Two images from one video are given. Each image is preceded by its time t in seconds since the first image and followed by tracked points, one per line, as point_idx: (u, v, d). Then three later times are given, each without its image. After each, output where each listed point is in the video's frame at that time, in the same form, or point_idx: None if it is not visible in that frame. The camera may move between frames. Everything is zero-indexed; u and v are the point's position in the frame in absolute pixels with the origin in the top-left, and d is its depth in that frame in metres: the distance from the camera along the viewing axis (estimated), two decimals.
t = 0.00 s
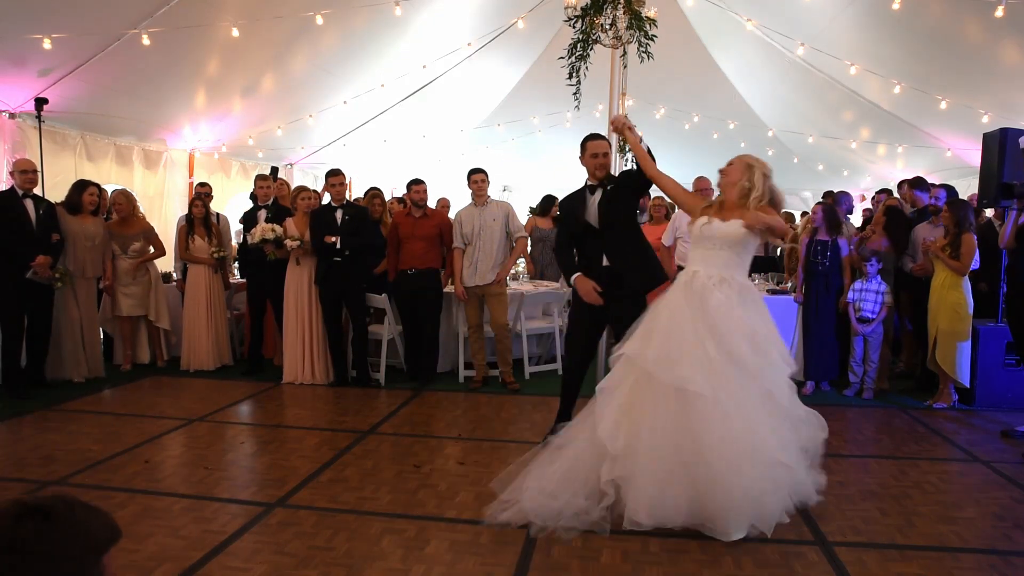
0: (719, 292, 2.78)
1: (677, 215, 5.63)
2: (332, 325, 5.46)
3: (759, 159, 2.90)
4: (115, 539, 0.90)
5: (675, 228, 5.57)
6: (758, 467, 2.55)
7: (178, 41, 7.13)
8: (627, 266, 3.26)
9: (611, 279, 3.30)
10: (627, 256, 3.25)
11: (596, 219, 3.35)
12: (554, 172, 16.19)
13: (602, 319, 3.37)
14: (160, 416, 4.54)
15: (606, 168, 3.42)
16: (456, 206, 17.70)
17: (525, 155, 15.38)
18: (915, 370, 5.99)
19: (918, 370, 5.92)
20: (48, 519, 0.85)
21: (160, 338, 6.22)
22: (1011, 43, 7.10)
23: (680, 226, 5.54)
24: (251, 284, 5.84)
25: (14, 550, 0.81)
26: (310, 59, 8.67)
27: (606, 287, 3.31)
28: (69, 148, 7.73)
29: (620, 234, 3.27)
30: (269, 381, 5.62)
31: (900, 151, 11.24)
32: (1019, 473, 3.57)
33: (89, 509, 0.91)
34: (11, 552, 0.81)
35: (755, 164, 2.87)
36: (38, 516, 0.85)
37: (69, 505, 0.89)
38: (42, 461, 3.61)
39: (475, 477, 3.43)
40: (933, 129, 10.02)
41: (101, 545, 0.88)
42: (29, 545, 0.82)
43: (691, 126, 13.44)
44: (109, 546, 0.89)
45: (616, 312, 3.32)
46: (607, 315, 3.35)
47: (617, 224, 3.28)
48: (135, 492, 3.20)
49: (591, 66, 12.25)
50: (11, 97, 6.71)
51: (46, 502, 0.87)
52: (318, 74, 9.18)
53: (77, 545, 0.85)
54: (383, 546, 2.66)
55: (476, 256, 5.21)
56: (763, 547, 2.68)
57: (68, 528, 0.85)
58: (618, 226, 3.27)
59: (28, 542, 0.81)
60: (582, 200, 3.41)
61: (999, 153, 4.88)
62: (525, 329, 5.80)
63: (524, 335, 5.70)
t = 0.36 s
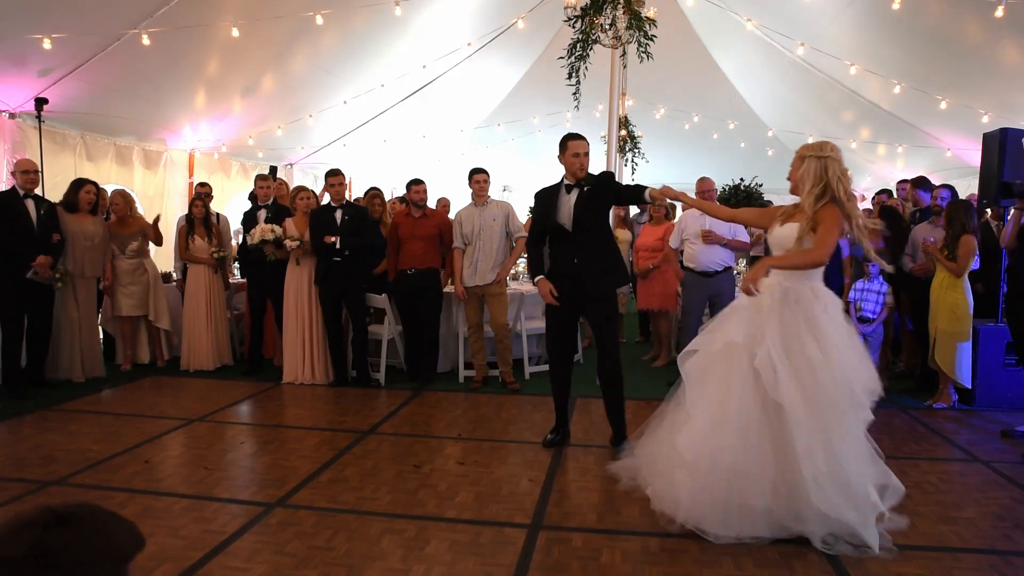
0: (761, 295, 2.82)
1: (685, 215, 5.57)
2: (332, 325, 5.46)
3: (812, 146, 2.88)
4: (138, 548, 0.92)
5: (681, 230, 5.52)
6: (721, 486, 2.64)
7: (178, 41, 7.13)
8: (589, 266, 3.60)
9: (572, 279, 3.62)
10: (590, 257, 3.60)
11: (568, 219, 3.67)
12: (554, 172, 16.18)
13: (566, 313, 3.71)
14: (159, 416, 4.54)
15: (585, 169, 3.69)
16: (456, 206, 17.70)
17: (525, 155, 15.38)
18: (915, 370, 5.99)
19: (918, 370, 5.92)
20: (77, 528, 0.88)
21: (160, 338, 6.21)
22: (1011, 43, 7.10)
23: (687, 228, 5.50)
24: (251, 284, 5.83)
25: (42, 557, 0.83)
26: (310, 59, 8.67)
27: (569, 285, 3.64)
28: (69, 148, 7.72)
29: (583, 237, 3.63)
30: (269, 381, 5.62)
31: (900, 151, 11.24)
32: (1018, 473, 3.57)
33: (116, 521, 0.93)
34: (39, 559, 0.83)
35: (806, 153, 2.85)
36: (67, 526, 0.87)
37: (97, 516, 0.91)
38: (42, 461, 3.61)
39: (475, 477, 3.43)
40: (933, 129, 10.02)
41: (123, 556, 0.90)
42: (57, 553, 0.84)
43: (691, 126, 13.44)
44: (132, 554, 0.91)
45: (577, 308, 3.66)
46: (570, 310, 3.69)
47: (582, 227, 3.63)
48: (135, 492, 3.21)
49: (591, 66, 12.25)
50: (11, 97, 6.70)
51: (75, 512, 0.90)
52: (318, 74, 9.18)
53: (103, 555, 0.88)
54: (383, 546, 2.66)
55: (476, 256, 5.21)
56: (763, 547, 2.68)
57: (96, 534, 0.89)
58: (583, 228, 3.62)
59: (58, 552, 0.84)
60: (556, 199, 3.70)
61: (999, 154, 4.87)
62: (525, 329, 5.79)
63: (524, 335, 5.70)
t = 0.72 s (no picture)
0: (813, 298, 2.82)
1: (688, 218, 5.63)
2: (332, 325, 5.46)
3: (848, 139, 2.74)
4: (149, 551, 0.92)
5: (687, 232, 5.58)
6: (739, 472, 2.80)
7: (178, 41, 7.13)
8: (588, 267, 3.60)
9: (570, 279, 3.64)
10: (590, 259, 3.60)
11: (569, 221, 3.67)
12: (554, 172, 16.19)
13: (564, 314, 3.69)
14: (159, 416, 4.54)
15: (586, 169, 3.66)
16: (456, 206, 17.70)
17: (525, 155, 15.38)
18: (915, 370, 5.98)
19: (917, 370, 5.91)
20: (88, 528, 0.88)
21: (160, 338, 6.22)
22: (1010, 42, 7.10)
23: (691, 230, 5.55)
24: (251, 283, 5.82)
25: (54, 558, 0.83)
26: (310, 59, 8.67)
27: (567, 285, 3.65)
28: (69, 148, 7.73)
29: (583, 238, 3.62)
30: (269, 381, 5.62)
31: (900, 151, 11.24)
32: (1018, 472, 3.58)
33: (127, 521, 0.94)
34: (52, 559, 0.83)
35: (839, 149, 2.73)
36: (79, 527, 0.88)
37: (109, 518, 0.92)
38: (41, 461, 3.61)
39: (475, 477, 3.43)
40: (933, 129, 10.02)
41: (134, 557, 0.89)
42: (69, 554, 0.84)
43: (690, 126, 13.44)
44: (143, 556, 0.91)
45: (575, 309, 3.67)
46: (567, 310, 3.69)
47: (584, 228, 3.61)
48: (134, 492, 3.21)
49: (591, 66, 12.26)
50: (11, 97, 6.70)
51: (86, 513, 0.91)
52: (318, 74, 9.18)
53: (109, 556, 0.87)
54: (383, 546, 2.66)
55: (476, 256, 5.21)
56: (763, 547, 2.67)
57: (107, 535, 0.89)
58: (584, 229, 3.61)
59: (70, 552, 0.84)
60: (557, 198, 3.71)
61: (999, 154, 4.85)
62: (525, 329, 5.79)
63: (524, 335, 5.70)
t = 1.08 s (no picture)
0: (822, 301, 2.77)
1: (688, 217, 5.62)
2: (332, 326, 5.46)
3: (842, 144, 2.75)
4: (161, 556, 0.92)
5: (686, 231, 5.57)
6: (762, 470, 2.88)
7: (178, 41, 7.13)
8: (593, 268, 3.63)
9: (569, 278, 3.66)
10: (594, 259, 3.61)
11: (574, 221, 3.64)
12: (554, 172, 16.19)
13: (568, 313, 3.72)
14: (160, 416, 4.54)
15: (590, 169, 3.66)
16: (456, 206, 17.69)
17: (525, 155, 15.38)
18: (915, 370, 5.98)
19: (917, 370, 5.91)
20: (103, 528, 0.88)
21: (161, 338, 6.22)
22: (1010, 42, 7.10)
23: (691, 229, 5.55)
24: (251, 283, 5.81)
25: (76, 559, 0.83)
26: (310, 59, 8.67)
27: (566, 284, 3.67)
28: (69, 148, 7.73)
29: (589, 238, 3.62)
30: (269, 381, 5.62)
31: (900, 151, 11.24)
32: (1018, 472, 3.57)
33: (137, 523, 0.94)
34: (68, 557, 0.83)
35: (837, 154, 2.74)
36: (96, 525, 0.88)
37: (122, 518, 0.92)
38: (41, 461, 3.60)
39: (475, 477, 3.43)
40: (933, 129, 10.01)
41: (146, 560, 0.89)
42: (85, 552, 0.84)
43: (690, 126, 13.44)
44: (155, 561, 0.91)
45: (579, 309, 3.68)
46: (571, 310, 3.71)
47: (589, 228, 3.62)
48: (134, 492, 3.20)
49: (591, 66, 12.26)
50: (11, 97, 6.70)
51: (102, 513, 0.91)
52: (318, 74, 9.18)
53: (123, 557, 0.87)
54: (383, 546, 2.66)
55: (477, 257, 5.22)
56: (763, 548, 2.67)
57: (121, 535, 0.89)
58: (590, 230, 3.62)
59: (90, 554, 0.84)
60: (558, 198, 3.72)
61: (999, 153, 4.87)
62: (525, 329, 5.79)
63: (524, 334, 5.69)
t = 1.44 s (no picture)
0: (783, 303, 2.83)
1: (682, 215, 5.61)
2: (332, 325, 5.46)
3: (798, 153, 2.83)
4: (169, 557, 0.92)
5: (679, 228, 5.55)
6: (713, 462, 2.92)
7: (178, 41, 7.13)
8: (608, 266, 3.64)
9: (581, 279, 3.65)
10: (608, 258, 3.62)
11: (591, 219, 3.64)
12: (554, 172, 16.20)
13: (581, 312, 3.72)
14: (160, 416, 4.54)
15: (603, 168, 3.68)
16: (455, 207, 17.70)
17: (525, 155, 15.38)
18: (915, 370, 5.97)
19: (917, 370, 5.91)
20: (115, 523, 0.88)
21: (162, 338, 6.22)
22: (1010, 42, 7.10)
23: (685, 226, 5.53)
24: (250, 283, 5.80)
25: (92, 552, 0.84)
26: (310, 59, 8.67)
27: (578, 285, 3.66)
28: (69, 148, 7.72)
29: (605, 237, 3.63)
30: (269, 381, 5.62)
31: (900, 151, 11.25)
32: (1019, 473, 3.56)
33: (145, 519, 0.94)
34: (84, 549, 0.84)
35: (795, 162, 2.81)
36: (110, 523, 0.88)
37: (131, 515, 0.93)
38: (41, 461, 3.60)
39: (475, 477, 3.43)
40: (933, 129, 10.02)
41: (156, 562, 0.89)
42: (98, 548, 0.84)
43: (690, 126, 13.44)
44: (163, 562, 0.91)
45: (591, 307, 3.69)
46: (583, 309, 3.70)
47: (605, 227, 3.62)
48: (134, 492, 3.20)
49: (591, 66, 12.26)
50: (11, 97, 6.70)
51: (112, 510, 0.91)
52: (318, 74, 9.19)
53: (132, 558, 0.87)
54: (383, 545, 2.66)
55: (477, 256, 5.22)
56: (762, 547, 2.67)
57: (132, 531, 0.89)
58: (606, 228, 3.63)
59: (106, 548, 0.85)
60: (570, 199, 3.72)
61: (998, 153, 4.87)
62: (525, 329, 5.79)
63: (523, 334, 5.70)
